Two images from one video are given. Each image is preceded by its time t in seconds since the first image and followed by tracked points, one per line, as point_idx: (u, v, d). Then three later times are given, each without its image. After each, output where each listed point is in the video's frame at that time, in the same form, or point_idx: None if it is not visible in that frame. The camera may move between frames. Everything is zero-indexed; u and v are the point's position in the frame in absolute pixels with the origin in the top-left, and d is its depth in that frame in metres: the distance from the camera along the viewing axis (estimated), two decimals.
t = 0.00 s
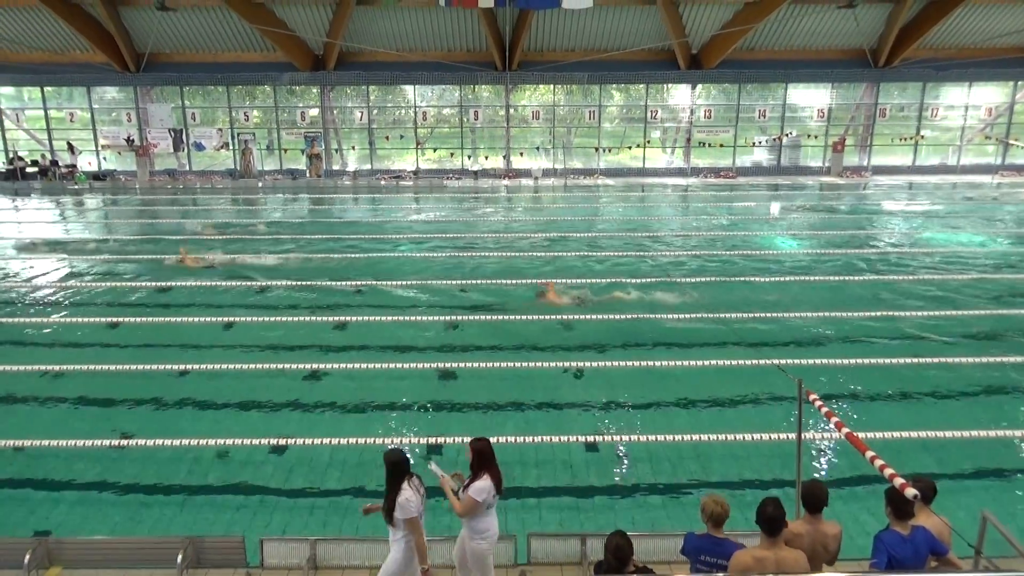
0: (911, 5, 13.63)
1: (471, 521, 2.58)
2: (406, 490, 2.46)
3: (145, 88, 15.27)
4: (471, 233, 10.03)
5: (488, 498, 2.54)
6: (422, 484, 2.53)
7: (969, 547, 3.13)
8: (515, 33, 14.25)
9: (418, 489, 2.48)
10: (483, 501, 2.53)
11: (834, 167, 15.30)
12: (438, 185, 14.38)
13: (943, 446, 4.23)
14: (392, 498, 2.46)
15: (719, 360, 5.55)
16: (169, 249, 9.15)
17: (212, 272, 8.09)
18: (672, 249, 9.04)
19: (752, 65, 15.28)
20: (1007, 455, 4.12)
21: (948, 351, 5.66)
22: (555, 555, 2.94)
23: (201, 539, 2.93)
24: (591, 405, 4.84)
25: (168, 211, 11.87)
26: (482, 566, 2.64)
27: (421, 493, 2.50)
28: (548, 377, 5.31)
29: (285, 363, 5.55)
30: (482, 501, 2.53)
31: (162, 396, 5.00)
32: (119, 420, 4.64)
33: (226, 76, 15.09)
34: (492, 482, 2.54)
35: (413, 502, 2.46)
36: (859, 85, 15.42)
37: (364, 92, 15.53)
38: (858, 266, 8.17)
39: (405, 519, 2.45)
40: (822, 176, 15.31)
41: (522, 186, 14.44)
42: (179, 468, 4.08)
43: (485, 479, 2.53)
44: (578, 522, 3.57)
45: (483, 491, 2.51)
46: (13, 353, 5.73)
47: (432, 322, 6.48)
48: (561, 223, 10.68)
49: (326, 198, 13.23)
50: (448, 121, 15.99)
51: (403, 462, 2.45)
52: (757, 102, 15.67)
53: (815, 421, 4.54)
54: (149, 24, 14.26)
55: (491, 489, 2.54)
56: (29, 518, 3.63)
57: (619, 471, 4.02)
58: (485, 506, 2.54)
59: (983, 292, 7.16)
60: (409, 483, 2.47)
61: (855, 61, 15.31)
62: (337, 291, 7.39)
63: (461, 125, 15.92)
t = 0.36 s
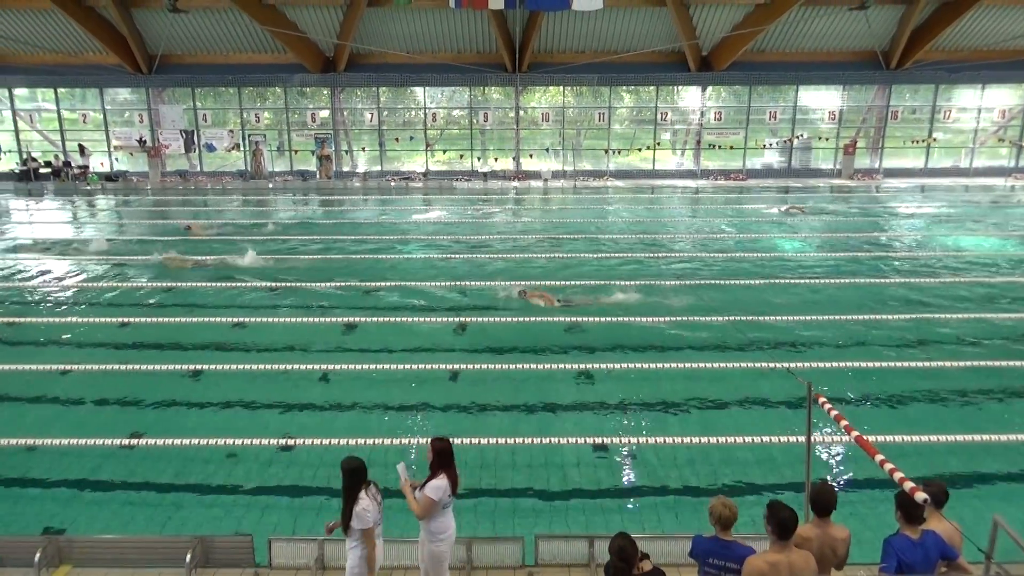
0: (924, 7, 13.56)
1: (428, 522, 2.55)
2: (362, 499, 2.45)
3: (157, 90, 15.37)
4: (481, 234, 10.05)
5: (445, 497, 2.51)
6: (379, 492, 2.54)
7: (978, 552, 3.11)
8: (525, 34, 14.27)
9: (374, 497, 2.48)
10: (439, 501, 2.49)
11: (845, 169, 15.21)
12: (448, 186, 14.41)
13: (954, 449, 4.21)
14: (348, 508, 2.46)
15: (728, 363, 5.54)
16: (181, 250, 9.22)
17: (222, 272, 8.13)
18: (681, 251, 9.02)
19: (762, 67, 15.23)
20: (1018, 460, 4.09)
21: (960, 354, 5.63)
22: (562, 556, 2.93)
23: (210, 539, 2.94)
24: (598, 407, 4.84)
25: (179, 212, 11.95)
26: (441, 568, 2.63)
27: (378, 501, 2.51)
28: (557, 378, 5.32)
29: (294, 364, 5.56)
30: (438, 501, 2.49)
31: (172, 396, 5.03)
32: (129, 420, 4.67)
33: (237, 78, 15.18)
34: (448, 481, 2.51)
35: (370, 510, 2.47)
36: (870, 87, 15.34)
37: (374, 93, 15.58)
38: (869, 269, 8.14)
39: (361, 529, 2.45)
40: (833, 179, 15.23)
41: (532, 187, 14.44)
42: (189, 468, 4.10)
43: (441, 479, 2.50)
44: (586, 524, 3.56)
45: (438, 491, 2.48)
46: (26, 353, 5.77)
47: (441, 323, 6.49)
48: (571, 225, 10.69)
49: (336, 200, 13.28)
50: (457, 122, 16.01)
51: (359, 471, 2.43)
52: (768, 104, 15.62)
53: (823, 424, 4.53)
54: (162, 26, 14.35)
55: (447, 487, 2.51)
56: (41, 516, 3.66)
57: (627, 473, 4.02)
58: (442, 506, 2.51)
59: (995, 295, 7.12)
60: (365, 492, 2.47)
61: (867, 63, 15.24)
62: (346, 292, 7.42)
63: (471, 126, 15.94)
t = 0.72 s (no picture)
0: (934, 9, 13.50)
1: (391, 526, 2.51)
2: (322, 504, 2.32)
3: (168, 92, 15.46)
4: (489, 236, 10.06)
5: (409, 498, 2.48)
6: (338, 497, 2.42)
7: (989, 557, 3.09)
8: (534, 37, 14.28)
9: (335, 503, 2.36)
10: (405, 502, 2.47)
11: (855, 171, 15.14)
12: (457, 188, 14.44)
13: (965, 453, 4.19)
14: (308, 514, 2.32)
15: (737, 365, 5.52)
16: (190, 250, 9.26)
17: (232, 274, 8.17)
18: (690, 253, 9.01)
19: (772, 69, 15.19)
20: None
21: (971, 358, 5.59)
22: (569, 559, 2.93)
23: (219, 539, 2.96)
24: (606, 409, 4.83)
25: (189, 213, 12.03)
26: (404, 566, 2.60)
27: (338, 506, 2.39)
28: (565, 380, 5.31)
29: (303, 365, 5.58)
30: (403, 503, 2.47)
31: (181, 396, 5.05)
32: (138, 420, 4.69)
33: (247, 80, 15.25)
34: (411, 482, 2.48)
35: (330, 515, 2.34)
36: (881, 89, 15.27)
37: (384, 95, 15.63)
38: (879, 271, 8.10)
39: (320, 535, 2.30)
40: (844, 181, 15.17)
41: (540, 189, 14.45)
42: (198, 468, 4.12)
43: (403, 480, 2.47)
44: (594, 525, 3.56)
45: (403, 492, 2.45)
46: (38, 353, 5.81)
47: (449, 325, 6.50)
48: (579, 227, 10.68)
49: (346, 201, 13.31)
50: (466, 124, 16.04)
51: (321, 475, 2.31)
52: (778, 105, 15.57)
53: (832, 427, 4.51)
54: (173, 28, 14.43)
55: (410, 488, 2.49)
56: (51, 516, 3.68)
57: (635, 475, 4.01)
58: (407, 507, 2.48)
59: (1006, 298, 7.07)
60: (325, 497, 2.34)
61: (877, 65, 15.18)
62: (355, 293, 7.44)
63: (480, 128, 15.96)
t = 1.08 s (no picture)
0: (949, 9, 13.40)
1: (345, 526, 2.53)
2: (282, 501, 2.35)
3: (181, 92, 15.56)
4: (500, 236, 10.07)
5: (363, 498, 2.50)
6: (297, 495, 2.45)
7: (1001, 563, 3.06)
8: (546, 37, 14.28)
9: (295, 500, 2.39)
10: (359, 502, 2.49)
11: (868, 172, 15.04)
12: (467, 188, 14.45)
13: (978, 457, 4.15)
14: (269, 510, 2.35)
15: (748, 367, 5.50)
16: (203, 249, 9.32)
17: (244, 272, 8.21)
18: (701, 254, 8.98)
19: (785, 69, 15.12)
20: None
21: (986, 361, 5.54)
22: (578, 559, 2.93)
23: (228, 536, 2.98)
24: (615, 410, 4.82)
25: (202, 212, 12.10)
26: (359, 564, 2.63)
27: (298, 503, 2.42)
28: (575, 380, 5.31)
29: (314, 364, 5.60)
30: (357, 502, 2.49)
31: (193, 394, 5.08)
32: (150, 417, 4.72)
33: (260, 80, 15.33)
34: (366, 482, 2.50)
35: (291, 513, 2.37)
36: (894, 89, 15.17)
37: (396, 95, 15.67)
38: (893, 273, 8.05)
39: (281, 531, 2.34)
40: (857, 182, 15.07)
41: (551, 189, 14.44)
42: (208, 465, 4.14)
43: (357, 480, 2.49)
44: (603, 526, 3.55)
45: (357, 492, 2.47)
46: (52, 350, 5.87)
47: (459, 324, 6.51)
48: (590, 227, 10.66)
49: (357, 201, 13.35)
50: (478, 124, 16.05)
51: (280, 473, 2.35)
52: (791, 106, 15.50)
53: (845, 430, 4.49)
54: (186, 28, 14.52)
55: (365, 488, 2.50)
56: (62, 511, 3.72)
57: (645, 476, 4.01)
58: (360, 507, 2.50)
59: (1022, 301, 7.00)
60: (286, 494, 2.37)
61: (891, 65, 15.09)
62: (366, 293, 7.46)
63: (491, 128, 15.97)
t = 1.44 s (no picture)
0: (968, 10, 13.28)
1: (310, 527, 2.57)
2: (244, 505, 2.41)
3: (197, 91, 15.68)
4: (513, 236, 10.07)
5: (325, 497, 2.55)
6: (260, 497, 2.51)
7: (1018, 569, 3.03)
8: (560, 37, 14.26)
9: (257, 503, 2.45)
10: (320, 502, 2.54)
11: (885, 174, 14.92)
12: (481, 188, 14.47)
13: (995, 461, 4.10)
14: (231, 514, 2.42)
15: (761, 369, 5.47)
16: (218, 248, 9.38)
17: (258, 271, 8.25)
18: (715, 255, 8.94)
19: (801, 70, 15.03)
20: None
21: (1003, 365, 5.47)
22: (589, 560, 2.92)
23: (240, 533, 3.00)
24: (627, 411, 4.81)
25: (217, 211, 12.18)
26: (331, 565, 2.66)
27: (260, 506, 2.48)
28: (587, 381, 5.30)
29: (326, 363, 5.62)
30: (319, 502, 2.54)
31: (207, 392, 5.12)
32: (164, 414, 4.76)
33: (275, 80, 15.40)
34: (327, 482, 2.56)
35: (253, 517, 2.43)
36: (911, 91, 15.05)
37: (410, 95, 15.72)
38: (909, 275, 7.98)
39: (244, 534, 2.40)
40: (873, 184, 14.97)
41: (565, 189, 14.44)
42: (221, 462, 4.17)
43: (320, 480, 2.54)
44: (615, 527, 3.54)
45: (319, 492, 2.52)
46: (68, 347, 5.92)
47: (472, 324, 6.51)
48: (604, 228, 10.64)
49: (371, 200, 13.41)
50: (492, 124, 16.06)
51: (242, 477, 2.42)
52: (806, 107, 15.41)
53: (858, 434, 4.45)
54: (203, 28, 14.62)
55: (326, 487, 2.55)
56: (78, 506, 3.75)
57: (657, 477, 4.00)
58: (322, 507, 2.55)
59: None
60: (247, 498, 2.44)
61: (908, 66, 14.96)
62: (378, 292, 7.47)
63: (505, 128, 15.98)
